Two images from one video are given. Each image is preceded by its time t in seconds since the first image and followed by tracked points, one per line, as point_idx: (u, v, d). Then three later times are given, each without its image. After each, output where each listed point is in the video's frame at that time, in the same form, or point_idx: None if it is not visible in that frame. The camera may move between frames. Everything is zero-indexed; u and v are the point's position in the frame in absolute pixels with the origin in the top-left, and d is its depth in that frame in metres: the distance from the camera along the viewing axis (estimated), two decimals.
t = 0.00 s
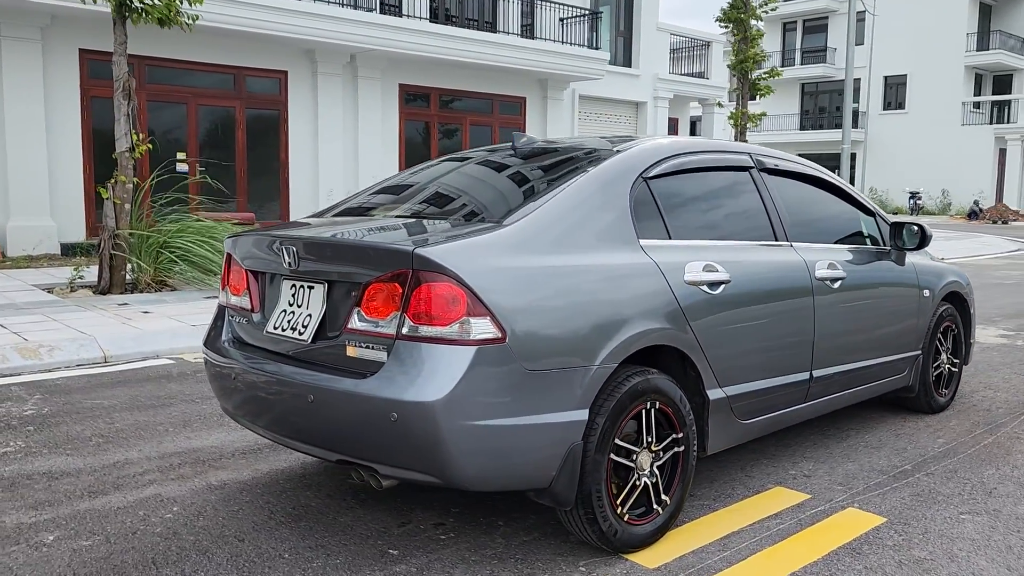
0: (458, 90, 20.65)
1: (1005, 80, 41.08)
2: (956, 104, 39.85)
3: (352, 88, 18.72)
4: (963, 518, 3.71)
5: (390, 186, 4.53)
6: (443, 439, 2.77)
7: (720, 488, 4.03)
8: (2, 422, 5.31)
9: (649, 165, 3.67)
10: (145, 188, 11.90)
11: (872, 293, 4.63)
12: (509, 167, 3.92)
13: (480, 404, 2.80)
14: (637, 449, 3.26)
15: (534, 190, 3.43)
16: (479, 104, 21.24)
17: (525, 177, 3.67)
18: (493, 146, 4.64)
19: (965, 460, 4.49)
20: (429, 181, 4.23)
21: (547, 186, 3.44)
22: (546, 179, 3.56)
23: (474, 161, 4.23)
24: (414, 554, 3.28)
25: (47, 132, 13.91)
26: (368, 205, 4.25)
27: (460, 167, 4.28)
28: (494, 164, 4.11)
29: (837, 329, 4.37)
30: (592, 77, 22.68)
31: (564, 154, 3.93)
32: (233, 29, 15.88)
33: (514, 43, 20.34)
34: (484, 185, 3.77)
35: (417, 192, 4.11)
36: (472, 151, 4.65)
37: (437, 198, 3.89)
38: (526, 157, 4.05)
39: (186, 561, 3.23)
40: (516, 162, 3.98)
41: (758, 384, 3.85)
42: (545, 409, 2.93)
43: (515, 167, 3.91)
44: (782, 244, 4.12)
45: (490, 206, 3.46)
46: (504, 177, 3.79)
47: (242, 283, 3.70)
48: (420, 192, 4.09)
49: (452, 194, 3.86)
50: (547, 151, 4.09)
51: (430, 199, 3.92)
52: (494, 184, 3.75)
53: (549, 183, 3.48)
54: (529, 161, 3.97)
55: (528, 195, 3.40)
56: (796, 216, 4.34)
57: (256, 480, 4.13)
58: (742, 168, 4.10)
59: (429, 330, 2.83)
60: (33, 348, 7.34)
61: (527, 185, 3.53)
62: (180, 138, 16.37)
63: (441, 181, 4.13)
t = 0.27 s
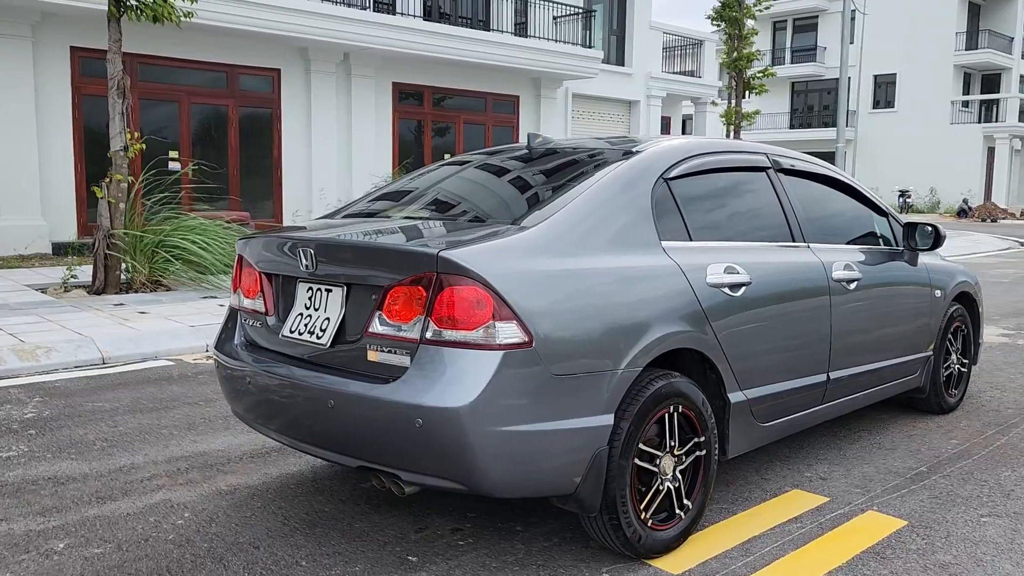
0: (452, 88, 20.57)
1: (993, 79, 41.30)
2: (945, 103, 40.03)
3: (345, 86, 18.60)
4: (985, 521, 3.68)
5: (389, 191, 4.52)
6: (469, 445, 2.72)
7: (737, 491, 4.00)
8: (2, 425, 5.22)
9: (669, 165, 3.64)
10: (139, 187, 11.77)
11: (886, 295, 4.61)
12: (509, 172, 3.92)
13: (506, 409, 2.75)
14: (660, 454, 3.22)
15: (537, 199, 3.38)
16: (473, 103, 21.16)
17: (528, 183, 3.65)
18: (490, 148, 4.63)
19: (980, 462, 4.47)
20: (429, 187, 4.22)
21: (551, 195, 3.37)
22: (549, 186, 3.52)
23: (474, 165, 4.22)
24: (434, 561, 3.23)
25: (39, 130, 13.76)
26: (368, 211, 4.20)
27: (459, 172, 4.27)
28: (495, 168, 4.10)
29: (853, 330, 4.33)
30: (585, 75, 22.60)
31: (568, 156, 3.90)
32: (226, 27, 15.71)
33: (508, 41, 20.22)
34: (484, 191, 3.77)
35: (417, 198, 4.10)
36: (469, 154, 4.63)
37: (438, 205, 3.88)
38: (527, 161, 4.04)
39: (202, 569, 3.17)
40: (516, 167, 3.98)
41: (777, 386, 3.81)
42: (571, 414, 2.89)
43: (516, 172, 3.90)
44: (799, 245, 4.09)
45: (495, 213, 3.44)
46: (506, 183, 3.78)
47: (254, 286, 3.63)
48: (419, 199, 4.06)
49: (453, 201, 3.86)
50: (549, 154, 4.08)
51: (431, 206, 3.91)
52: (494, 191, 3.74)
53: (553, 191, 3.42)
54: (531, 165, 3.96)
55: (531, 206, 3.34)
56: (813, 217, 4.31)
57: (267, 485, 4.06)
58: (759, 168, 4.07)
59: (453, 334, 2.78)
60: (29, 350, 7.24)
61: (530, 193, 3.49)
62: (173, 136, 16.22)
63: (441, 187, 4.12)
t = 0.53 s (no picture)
0: (445, 87, 20.49)
1: (980, 79, 41.54)
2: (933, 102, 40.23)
3: (337, 85, 18.50)
4: (999, 521, 3.68)
5: (385, 196, 4.51)
6: (494, 448, 2.69)
7: (750, 492, 3.98)
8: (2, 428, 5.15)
9: (684, 165, 3.62)
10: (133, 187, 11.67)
11: (895, 294, 4.61)
12: (507, 176, 3.92)
13: (529, 411, 2.72)
14: (679, 455, 3.20)
15: (537, 205, 3.37)
16: (465, 102, 21.08)
17: (528, 187, 3.65)
18: (486, 151, 4.63)
19: (988, 461, 4.47)
20: (425, 192, 4.22)
21: (553, 202, 3.33)
22: (549, 190, 3.51)
23: (471, 169, 4.22)
24: (452, 565, 3.20)
25: (28, 128, 13.62)
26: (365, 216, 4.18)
27: (456, 176, 4.27)
28: (493, 172, 4.10)
29: (863, 330, 4.33)
30: (577, 74, 22.53)
31: (567, 159, 3.90)
32: (217, 25, 15.57)
33: (500, 40, 20.14)
34: (483, 197, 3.77)
35: (414, 203, 4.09)
36: (464, 157, 4.62)
37: (435, 209, 3.88)
38: (525, 164, 4.05)
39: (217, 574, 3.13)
40: (514, 171, 3.98)
41: (790, 387, 3.80)
42: (593, 415, 2.86)
43: (514, 176, 3.90)
44: (811, 245, 4.08)
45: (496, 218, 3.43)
46: (505, 187, 3.79)
47: (265, 287, 3.58)
48: (417, 203, 4.05)
49: (451, 206, 3.85)
50: (546, 156, 4.07)
51: (428, 210, 3.90)
52: (493, 196, 3.74)
53: (555, 197, 3.39)
54: (529, 168, 3.96)
55: (533, 212, 3.32)
56: (823, 216, 4.30)
57: (276, 488, 4.02)
58: (772, 168, 4.06)
59: (474, 336, 2.76)
60: (25, 351, 7.16)
61: (531, 198, 3.49)
62: (164, 135, 16.10)
63: (438, 192, 4.12)
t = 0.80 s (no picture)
0: (436, 85, 20.45)
1: (965, 78, 41.86)
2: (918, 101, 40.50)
3: (328, 83, 18.42)
4: (1007, 516, 3.72)
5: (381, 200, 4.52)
6: (517, 445, 2.70)
7: (761, 488, 4.01)
8: (4, 429, 5.11)
9: (697, 163, 3.64)
10: (125, 185, 11.59)
11: (900, 291, 4.65)
12: (504, 179, 3.93)
13: (551, 409, 2.73)
14: (695, 452, 3.21)
15: (536, 210, 3.37)
16: (456, 100, 21.05)
17: (525, 191, 3.66)
18: (481, 152, 4.64)
19: (992, 456, 4.52)
20: (422, 195, 4.23)
21: (552, 208, 3.32)
22: (547, 194, 3.53)
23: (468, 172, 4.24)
24: (469, 562, 3.21)
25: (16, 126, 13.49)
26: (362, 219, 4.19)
27: (452, 178, 4.28)
28: (489, 174, 4.11)
29: (870, 327, 4.36)
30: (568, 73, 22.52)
31: (563, 161, 3.92)
32: (208, 22, 15.46)
33: (491, 38, 20.10)
34: (481, 200, 3.79)
35: (410, 206, 4.11)
36: (461, 160, 4.64)
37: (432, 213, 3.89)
38: (522, 165, 4.06)
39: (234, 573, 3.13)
40: (510, 171, 4.00)
41: (801, 383, 3.83)
42: (613, 413, 2.88)
43: (510, 177, 3.92)
44: (820, 242, 4.11)
45: (494, 220, 3.44)
46: (501, 190, 3.81)
47: (279, 286, 3.57)
48: (414, 206, 4.07)
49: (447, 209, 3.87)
50: (543, 156, 4.09)
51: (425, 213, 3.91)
52: (490, 200, 3.76)
53: (554, 202, 3.39)
54: (524, 170, 3.98)
55: (535, 216, 3.32)
56: (830, 214, 4.34)
57: (287, 487, 4.01)
58: (781, 166, 4.09)
59: (496, 334, 2.76)
60: (22, 351, 7.10)
61: (529, 202, 3.50)
62: (154, 133, 15.99)
63: (434, 195, 4.13)
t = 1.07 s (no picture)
0: (424, 83, 20.43)
1: (946, 77, 42.27)
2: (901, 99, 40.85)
3: (317, 80, 18.37)
4: (1008, 507, 3.79)
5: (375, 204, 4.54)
6: (539, 440, 2.74)
7: (767, 482, 4.06)
8: (6, 428, 5.09)
9: (706, 161, 3.69)
10: (116, 183, 11.52)
11: (899, 287, 4.73)
12: (498, 182, 3.97)
13: (572, 404, 2.77)
14: (708, 446, 3.26)
15: (534, 214, 3.40)
16: (444, 98, 21.03)
17: (520, 195, 3.71)
18: (476, 154, 4.68)
19: (990, 449, 4.60)
20: (417, 198, 4.26)
21: (550, 213, 3.35)
22: (541, 198, 3.57)
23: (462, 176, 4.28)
24: (485, 557, 3.24)
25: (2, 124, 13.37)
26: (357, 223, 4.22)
27: (446, 182, 4.32)
28: (482, 177, 4.15)
29: (871, 323, 4.43)
30: (556, 71, 22.54)
31: (557, 163, 3.96)
32: (195, 19, 15.37)
33: (480, 36, 20.09)
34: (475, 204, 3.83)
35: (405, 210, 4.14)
36: (455, 163, 4.67)
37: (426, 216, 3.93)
38: (515, 167, 4.10)
39: (252, 569, 3.14)
40: (504, 174, 4.03)
41: (806, 379, 3.89)
42: (631, 408, 2.92)
43: (505, 181, 3.96)
44: (824, 240, 4.17)
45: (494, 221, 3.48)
46: (495, 195, 3.84)
47: (294, 284, 3.57)
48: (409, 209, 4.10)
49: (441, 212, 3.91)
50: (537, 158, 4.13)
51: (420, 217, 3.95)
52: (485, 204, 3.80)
53: (550, 207, 3.42)
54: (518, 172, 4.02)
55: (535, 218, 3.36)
56: (833, 211, 4.41)
57: (297, 484, 4.03)
58: (786, 164, 4.15)
59: (517, 330, 2.80)
60: (18, 351, 7.06)
61: (525, 207, 3.54)
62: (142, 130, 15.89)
63: (429, 199, 4.17)
